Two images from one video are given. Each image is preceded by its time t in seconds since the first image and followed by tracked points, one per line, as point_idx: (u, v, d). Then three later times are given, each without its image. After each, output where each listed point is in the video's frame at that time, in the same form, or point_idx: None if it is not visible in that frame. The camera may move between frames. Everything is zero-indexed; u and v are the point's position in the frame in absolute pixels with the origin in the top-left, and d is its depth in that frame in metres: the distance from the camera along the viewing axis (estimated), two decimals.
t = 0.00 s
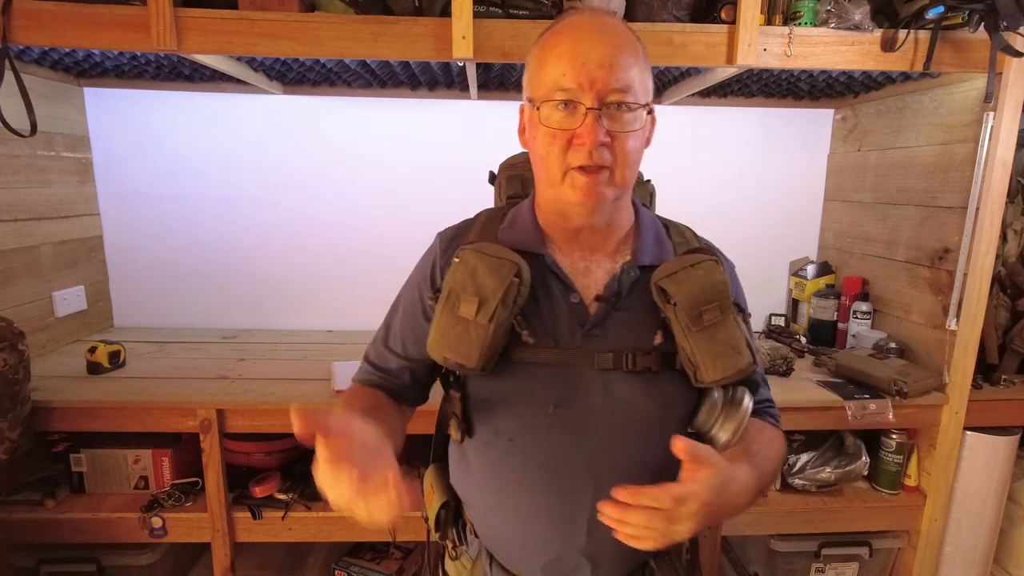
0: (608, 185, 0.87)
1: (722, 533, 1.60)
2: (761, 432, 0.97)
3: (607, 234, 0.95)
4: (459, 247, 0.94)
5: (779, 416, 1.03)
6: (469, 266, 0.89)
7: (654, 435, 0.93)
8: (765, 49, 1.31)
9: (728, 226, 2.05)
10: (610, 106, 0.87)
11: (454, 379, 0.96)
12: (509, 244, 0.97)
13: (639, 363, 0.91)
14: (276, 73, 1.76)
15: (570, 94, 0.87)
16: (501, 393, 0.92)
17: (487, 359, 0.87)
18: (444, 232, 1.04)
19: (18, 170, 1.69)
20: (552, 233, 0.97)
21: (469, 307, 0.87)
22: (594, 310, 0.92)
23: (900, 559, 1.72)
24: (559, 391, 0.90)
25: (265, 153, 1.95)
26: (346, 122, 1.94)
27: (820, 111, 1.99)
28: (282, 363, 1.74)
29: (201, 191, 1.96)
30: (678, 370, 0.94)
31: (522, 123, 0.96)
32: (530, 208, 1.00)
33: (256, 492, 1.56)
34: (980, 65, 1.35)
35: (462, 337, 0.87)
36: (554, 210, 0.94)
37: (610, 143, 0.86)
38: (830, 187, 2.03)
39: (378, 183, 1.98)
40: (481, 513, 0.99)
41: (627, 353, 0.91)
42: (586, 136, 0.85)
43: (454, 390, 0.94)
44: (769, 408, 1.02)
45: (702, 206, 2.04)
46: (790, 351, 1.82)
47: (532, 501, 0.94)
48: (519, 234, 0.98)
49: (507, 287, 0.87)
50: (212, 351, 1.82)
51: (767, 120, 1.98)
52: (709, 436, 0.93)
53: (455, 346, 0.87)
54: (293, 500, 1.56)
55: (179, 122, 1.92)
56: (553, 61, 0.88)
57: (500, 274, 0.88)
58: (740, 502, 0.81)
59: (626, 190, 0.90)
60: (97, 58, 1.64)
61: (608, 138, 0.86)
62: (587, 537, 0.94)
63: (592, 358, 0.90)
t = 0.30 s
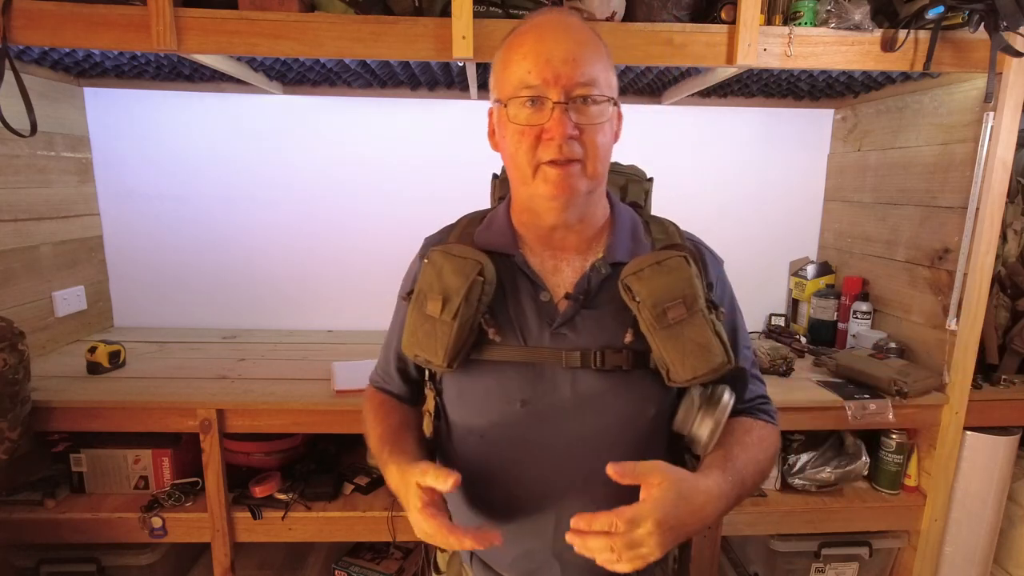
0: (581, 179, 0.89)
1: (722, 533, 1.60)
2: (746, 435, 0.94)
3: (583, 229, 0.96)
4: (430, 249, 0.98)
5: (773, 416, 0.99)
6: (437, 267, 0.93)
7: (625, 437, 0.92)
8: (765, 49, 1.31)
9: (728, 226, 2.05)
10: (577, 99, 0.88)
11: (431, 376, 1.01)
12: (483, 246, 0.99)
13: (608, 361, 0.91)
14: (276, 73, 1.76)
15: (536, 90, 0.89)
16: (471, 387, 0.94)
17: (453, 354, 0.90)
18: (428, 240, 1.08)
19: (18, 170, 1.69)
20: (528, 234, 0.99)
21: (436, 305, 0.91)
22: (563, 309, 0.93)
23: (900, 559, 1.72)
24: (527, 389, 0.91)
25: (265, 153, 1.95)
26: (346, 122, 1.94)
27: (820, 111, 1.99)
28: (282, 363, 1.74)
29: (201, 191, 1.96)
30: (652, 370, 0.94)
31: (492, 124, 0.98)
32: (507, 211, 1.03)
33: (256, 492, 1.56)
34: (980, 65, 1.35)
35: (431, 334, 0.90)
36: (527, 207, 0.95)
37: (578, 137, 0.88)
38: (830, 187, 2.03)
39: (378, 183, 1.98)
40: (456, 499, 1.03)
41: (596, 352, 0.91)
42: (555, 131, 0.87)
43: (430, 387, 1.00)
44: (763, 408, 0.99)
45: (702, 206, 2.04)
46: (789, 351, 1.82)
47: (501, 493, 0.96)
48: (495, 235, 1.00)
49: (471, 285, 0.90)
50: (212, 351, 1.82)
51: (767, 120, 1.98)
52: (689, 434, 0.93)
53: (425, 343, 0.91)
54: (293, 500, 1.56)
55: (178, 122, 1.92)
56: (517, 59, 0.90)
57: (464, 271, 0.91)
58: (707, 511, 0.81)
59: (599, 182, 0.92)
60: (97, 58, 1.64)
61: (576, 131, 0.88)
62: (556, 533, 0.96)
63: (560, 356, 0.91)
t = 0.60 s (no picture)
0: (544, 164, 0.91)
1: (722, 533, 1.60)
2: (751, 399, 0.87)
3: (555, 216, 0.97)
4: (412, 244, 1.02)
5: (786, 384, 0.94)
6: (413, 258, 0.97)
7: (599, 431, 0.91)
8: (765, 49, 1.31)
9: (728, 226, 2.05)
10: (534, 90, 0.92)
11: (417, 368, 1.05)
12: (464, 240, 1.03)
13: (577, 347, 0.91)
14: (276, 73, 1.76)
15: (495, 87, 0.93)
16: (450, 375, 0.98)
17: (428, 338, 0.93)
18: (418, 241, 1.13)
19: (18, 170, 1.69)
20: (507, 230, 1.02)
21: (412, 292, 0.95)
22: (534, 295, 0.95)
23: (900, 558, 1.72)
24: (498, 375, 0.94)
25: (265, 153, 1.95)
26: (346, 122, 1.94)
27: (820, 111, 1.99)
28: (283, 363, 1.74)
29: (201, 190, 1.96)
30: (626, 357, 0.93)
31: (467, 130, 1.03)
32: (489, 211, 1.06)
33: (256, 492, 1.56)
34: (980, 65, 1.35)
35: (407, 319, 0.94)
36: (498, 199, 0.97)
37: (537, 124, 0.91)
38: (830, 187, 2.02)
39: (378, 183, 1.98)
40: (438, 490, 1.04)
41: (565, 337, 0.92)
42: (514, 121, 0.90)
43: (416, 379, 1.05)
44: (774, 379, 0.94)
45: (702, 206, 2.04)
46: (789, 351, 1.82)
47: (476, 482, 0.97)
48: (477, 232, 1.03)
49: (444, 272, 0.93)
50: (212, 351, 1.82)
51: (767, 120, 1.98)
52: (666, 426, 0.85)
53: (403, 328, 0.95)
54: (293, 500, 1.56)
55: (178, 121, 1.92)
56: (478, 62, 0.95)
57: (438, 259, 0.95)
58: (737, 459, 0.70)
59: (565, 168, 0.93)
60: (97, 58, 1.64)
61: (535, 119, 0.91)
62: (530, 530, 0.94)
63: (531, 342, 0.93)
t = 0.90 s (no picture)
0: (528, 165, 0.91)
1: (722, 533, 1.60)
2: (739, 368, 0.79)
3: (543, 214, 0.97)
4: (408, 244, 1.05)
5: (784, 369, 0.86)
6: (405, 254, 0.99)
7: (581, 430, 0.90)
8: (765, 49, 1.31)
9: (728, 226, 2.05)
10: (517, 93, 0.92)
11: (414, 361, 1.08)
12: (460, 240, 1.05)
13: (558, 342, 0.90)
14: (276, 73, 1.76)
15: (481, 91, 0.93)
16: (439, 368, 1.00)
17: (420, 330, 0.94)
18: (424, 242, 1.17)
19: (18, 170, 1.69)
20: (499, 230, 1.03)
21: (404, 286, 0.97)
22: (519, 291, 0.95)
23: (900, 558, 1.72)
24: (483, 367, 0.95)
25: (264, 153, 1.95)
26: (346, 122, 1.94)
27: (820, 111, 1.99)
28: (283, 363, 1.74)
29: (201, 190, 1.96)
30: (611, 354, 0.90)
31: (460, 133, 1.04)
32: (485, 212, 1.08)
33: (256, 492, 1.56)
34: (980, 65, 1.35)
35: (399, 313, 0.96)
36: (488, 200, 0.98)
37: (520, 125, 0.91)
38: (830, 187, 2.02)
39: (378, 184, 1.98)
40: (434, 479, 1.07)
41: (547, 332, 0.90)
42: (497, 123, 0.90)
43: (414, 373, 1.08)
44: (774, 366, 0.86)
45: (702, 206, 2.04)
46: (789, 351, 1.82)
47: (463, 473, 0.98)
48: (472, 232, 1.05)
49: (434, 268, 0.96)
50: (212, 351, 1.82)
51: (767, 120, 1.98)
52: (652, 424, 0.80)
53: (394, 322, 0.96)
54: (293, 500, 1.56)
55: (178, 121, 1.92)
56: (463, 67, 0.95)
57: (429, 255, 0.97)
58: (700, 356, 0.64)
59: (551, 168, 0.93)
60: (97, 58, 1.64)
61: (518, 121, 0.91)
62: (512, 523, 0.95)
63: (514, 336, 0.92)
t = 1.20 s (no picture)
0: (525, 173, 0.90)
1: (722, 533, 1.60)
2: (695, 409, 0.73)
3: (536, 221, 0.97)
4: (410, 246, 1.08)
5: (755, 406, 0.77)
6: (400, 259, 1.02)
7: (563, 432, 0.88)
8: (765, 49, 1.31)
9: (728, 226, 2.05)
10: (517, 99, 0.90)
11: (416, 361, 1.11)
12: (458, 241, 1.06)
13: (537, 347, 0.89)
14: (276, 73, 1.76)
15: (481, 94, 0.92)
16: (431, 367, 1.01)
17: (412, 332, 0.98)
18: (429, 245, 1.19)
19: (18, 170, 1.69)
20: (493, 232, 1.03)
21: (399, 290, 1.01)
22: (505, 294, 0.95)
23: (900, 558, 1.72)
24: (469, 368, 0.95)
25: (264, 153, 1.95)
26: (346, 122, 1.94)
27: (820, 111, 1.99)
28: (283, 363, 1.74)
29: (200, 190, 1.96)
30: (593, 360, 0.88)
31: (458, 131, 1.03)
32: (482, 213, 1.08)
33: (256, 492, 1.56)
34: (980, 65, 1.35)
35: (394, 315, 1.01)
36: (484, 203, 0.98)
37: (519, 133, 0.90)
38: (830, 187, 2.02)
39: (377, 183, 1.98)
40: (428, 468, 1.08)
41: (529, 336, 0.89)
42: (495, 130, 0.89)
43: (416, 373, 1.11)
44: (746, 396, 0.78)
45: (702, 206, 2.04)
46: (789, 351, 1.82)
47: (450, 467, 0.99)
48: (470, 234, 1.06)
49: (424, 272, 0.99)
50: (212, 351, 1.82)
51: (767, 120, 1.98)
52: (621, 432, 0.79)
53: (393, 323, 1.01)
54: (293, 500, 1.56)
55: (178, 121, 1.92)
56: (464, 68, 0.93)
57: (420, 261, 1.00)
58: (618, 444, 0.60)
59: (548, 177, 0.92)
60: (97, 58, 1.64)
61: (517, 128, 0.90)
62: (493, 519, 0.95)
63: (497, 340, 0.92)
